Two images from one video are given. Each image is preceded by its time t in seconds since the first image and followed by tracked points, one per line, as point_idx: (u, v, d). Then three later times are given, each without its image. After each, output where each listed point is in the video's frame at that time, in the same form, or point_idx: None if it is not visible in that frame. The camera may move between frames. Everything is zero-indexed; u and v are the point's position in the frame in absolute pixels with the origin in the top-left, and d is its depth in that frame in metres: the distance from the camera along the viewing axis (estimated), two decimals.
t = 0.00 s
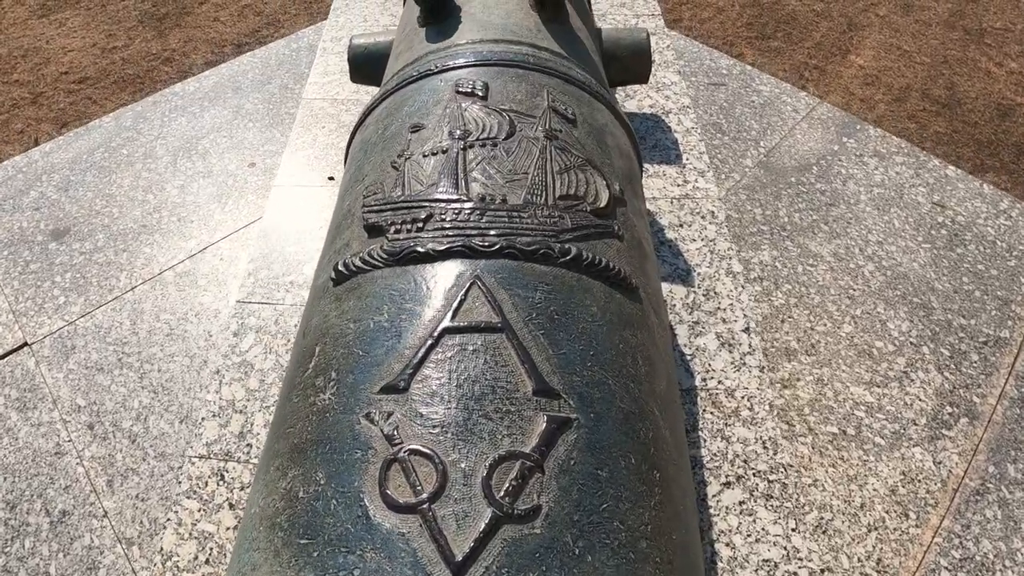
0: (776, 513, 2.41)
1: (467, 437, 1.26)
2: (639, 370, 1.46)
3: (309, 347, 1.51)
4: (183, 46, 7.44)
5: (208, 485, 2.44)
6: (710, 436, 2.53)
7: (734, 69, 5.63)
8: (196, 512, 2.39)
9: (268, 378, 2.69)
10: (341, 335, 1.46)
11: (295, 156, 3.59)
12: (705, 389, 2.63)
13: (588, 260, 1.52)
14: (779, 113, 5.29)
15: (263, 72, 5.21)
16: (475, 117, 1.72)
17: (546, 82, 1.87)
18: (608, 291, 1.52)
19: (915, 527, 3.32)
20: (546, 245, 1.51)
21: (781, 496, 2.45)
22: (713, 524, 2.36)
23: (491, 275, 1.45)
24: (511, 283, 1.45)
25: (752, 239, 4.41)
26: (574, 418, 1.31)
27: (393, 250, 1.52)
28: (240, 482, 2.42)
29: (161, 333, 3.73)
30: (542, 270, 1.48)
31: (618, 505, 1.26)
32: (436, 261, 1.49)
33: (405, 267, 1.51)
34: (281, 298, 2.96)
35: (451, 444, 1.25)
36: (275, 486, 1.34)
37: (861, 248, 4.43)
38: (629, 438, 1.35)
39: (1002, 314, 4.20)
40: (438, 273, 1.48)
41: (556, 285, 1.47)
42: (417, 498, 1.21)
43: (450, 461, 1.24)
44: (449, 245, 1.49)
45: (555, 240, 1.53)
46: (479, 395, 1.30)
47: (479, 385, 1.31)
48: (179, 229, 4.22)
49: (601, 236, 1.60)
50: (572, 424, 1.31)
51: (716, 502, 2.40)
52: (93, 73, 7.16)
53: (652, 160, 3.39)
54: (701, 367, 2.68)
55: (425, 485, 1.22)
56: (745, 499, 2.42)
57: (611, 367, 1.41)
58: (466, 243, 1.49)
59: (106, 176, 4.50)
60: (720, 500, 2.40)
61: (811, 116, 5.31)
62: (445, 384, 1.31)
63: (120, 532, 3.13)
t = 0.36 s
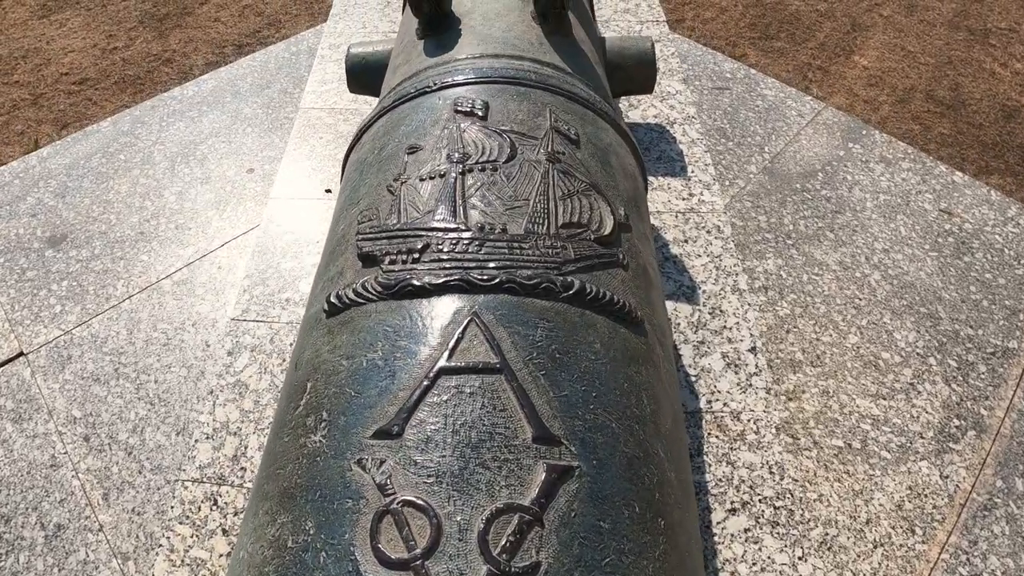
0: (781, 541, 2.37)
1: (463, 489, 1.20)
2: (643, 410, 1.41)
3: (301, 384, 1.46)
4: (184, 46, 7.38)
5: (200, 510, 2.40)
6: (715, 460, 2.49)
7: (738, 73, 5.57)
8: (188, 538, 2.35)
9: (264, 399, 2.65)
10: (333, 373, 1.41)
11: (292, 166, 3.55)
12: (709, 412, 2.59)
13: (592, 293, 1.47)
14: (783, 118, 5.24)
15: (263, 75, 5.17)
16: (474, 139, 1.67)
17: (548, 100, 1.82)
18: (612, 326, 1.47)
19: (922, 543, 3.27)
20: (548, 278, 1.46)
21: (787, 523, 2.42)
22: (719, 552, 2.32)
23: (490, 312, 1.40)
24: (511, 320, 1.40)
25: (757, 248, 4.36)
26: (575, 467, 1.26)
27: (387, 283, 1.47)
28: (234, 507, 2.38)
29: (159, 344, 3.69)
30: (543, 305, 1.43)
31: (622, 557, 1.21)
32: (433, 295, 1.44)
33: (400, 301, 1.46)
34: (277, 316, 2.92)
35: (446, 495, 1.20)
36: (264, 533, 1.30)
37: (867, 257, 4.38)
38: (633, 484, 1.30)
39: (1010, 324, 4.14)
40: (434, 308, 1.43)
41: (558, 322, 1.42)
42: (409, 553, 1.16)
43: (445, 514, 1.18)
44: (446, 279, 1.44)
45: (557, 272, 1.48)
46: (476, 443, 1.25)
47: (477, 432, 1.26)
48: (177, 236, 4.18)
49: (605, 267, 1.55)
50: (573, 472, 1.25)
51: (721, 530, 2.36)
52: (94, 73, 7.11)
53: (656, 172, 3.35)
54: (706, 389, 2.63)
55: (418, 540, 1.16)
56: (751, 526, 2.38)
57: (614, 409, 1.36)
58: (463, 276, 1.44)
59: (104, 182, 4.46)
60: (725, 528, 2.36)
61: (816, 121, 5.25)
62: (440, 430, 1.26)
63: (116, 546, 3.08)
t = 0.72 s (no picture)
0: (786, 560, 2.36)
1: (463, 530, 1.17)
2: (650, 443, 1.38)
3: (298, 412, 1.43)
4: (185, 44, 7.34)
5: (200, 528, 2.39)
6: (721, 478, 2.46)
7: (743, 73, 5.52)
8: (187, 556, 2.34)
9: (263, 414, 2.62)
10: (330, 403, 1.38)
11: (294, 172, 3.53)
12: (715, 428, 2.56)
13: (597, 320, 1.44)
14: (789, 119, 5.18)
15: (264, 76, 5.13)
16: (476, 157, 1.64)
17: (553, 113, 1.78)
18: (617, 355, 1.44)
19: (928, 552, 3.23)
20: (553, 306, 1.42)
21: (794, 542, 2.40)
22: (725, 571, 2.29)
23: (492, 342, 1.37)
24: (514, 350, 1.36)
25: (762, 251, 4.33)
26: (579, 505, 1.23)
27: (387, 309, 1.44)
28: (233, 525, 2.36)
29: (159, 350, 3.67)
30: (547, 334, 1.40)
31: None
32: (434, 324, 1.41)
33: (400, 329, 1.43)
34: (277, 328, 2.89)
35: (446, 536, 1.17)
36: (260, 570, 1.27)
37: (874, 261, 4.33)
38: (639, 522, 1.27)
39: (1018, 329, 4.09)
40: (434, 337, 1.40)
41: (562, 351, 1.38)
42: None
43: (445, 556, 1.15)
44: (447, 306, 1.41)
45: (561, 299, 1.44)
46: (478, 481, 1.22)
47: (478, 470, 1.23)
48: (177, 240, 4.15)
49: (611, 292, 1.52)
50: (577, 511, 1.22)
51: (727, 548, 2.33)
52: (95, 72, 7.08)
53: (662, 180, 3.33)
54: (712, 404, 2.61)
55: None
56: (757, 545, 2.36)
57: (620, 443, 1.33)
58: (465, 304, 1.41)
59: (104, 185, 4.44)
60: (731, 546, 2.33)
61: (822, 122, 5.20)
62: (441, 467, 1.23)
63: (116, 555, 3.06)
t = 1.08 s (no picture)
0: None
1: None
2: (654, 478, 1.35)
3: (292, 443, 1.41)
4: (185, 41, 7.29)
5: (195, 547, 2.38)
6: (724, 497, 2.44)
7: (748, 73, 5.47)
8: None
9: (260, 430, 2.60)
10: (325, 436, 1.36)
11: (296, 179, 3.51)
12: (719, 445, 2.54)
13: (601, 350, 1.41)
14: (793, 120, 5.13)
15: (263, 76, 5.09)
16: (476, 177, 1.62)
17: (556, 129, 1.76)
18: (621, 387, 1.41)
19: (933, 563, 3.20)
20: (554, 336, 1.39)
21: (798, 562, 2.38)
22: None
23: (492, 375, 1.34)
24: (514, 384, 1.33)
25: (766, 255, 4.29)
26: (581, 548, 1.20)
27: (384, 339, 1.42)
28: (229, 544, 2.36)
29: (157, 356, 3.64)
30: (549, 366, 1.37)
31: None
32: (433, 355, 1.38)
33: (397, 360, 1.40)
34: (275, 342, 2.86)
35: None
36: None
37: (879, 265, 4.29)
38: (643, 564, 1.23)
39: None
40: (432, 369, 1.36)
41: (564, 385, 1.35)
42: None
43: None
44: (445, 337, 1.38)
45: (564, 329, 1.42)
46: (476, 524, 1.18)
47: (477, 511, 1.20)
48: (176, 243, 4.12)
49: (614, 319, 1.49)
50: (578, 555, 1.19)
51: (730, 568, 2.31)
52: (96, 69, 7.04)
53: (666, 189, 3.31)
54: (716, 421, 2.59)
55: None
56: (761, 564, 2.34)
57: (623, 480, 1.30)
58: (464, 335, 1.38)
59: (102, 187, 4.40)
60: (734, 566, 2.31)
61: (827, 123, 5.15)
62: (438, 508, 1.20)
63: (115, 564, 3.04)
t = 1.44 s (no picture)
0: None
1: None
2: (660, 513, 1.33)
3: (290, 474, 1.39)
4: (184, 37, 7.23)
5: (194, 565, 2.36)
6: (728, 515, 2.42)
7: (751, 72, 5.42)
8: None
9: (258, 446, 2.58)
10: (322, 470, 1.33)
11: (297, 185, 3.49)
12: (723, 461, 2.52)
13: (605, 381, 1.39)
14: (798, 120, 5.09)
15: (262, 75, 5.05)
16: (478, 197, 1.59)
17: (561, 146, 1.74)
18: (627, 420, 1.38)
19: (937, 572, 3.17)
20: (558, 368, 1.37)
21: None
22: None
23: (494, 409, 1.31)
24: (516, 418, 1.30)
25: (770, 258, 4.25)
26: None
27: (383, 370, 1.39)
28: (228, 562, 2.35)
29: (157, 361, 3.62)
30: (552, 399, 1.34)
31: None
32: (433, 388, 1.35)
33: (396, 392, 1.37)
34: (274, 355, 2.83)
35: None
36: None
37: (883, 268, 4.25)
38: None
39: None
40: (431, 402, 1.34)
41: (567, 419, 1.32)
42: None
43: None
44: (445, 369, 1.35)
45: (567, 360, 1.39)
46: (477, 567, 1.16)
47: (477, 553, 1.17)
48: (175, 246, 4.09)
49: (620, 347, 1.47)
50: None
51: None
52: (95, 66, 6.99)
53: (671, 197, 3.29)
54: (721, 437, 2.57)
55: None
56: None
57: (628, 518, 1.27)
58: (465, 367, 1.35)
59: (101, 189, 4.37)
60: None
61: (832, 123, 5.10)
62: (438, 549, 1.17)
63: (114, 572, 3.02)
